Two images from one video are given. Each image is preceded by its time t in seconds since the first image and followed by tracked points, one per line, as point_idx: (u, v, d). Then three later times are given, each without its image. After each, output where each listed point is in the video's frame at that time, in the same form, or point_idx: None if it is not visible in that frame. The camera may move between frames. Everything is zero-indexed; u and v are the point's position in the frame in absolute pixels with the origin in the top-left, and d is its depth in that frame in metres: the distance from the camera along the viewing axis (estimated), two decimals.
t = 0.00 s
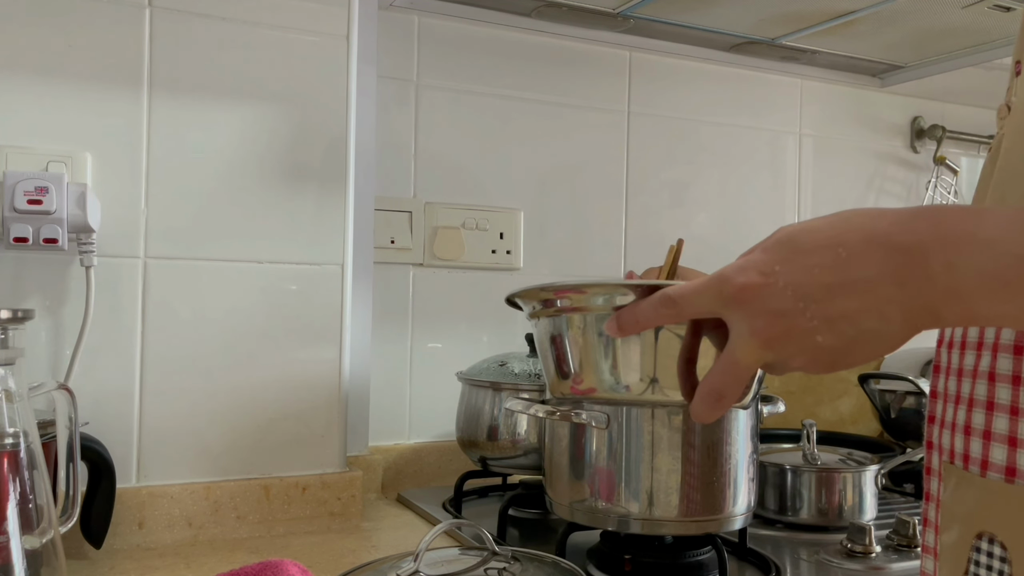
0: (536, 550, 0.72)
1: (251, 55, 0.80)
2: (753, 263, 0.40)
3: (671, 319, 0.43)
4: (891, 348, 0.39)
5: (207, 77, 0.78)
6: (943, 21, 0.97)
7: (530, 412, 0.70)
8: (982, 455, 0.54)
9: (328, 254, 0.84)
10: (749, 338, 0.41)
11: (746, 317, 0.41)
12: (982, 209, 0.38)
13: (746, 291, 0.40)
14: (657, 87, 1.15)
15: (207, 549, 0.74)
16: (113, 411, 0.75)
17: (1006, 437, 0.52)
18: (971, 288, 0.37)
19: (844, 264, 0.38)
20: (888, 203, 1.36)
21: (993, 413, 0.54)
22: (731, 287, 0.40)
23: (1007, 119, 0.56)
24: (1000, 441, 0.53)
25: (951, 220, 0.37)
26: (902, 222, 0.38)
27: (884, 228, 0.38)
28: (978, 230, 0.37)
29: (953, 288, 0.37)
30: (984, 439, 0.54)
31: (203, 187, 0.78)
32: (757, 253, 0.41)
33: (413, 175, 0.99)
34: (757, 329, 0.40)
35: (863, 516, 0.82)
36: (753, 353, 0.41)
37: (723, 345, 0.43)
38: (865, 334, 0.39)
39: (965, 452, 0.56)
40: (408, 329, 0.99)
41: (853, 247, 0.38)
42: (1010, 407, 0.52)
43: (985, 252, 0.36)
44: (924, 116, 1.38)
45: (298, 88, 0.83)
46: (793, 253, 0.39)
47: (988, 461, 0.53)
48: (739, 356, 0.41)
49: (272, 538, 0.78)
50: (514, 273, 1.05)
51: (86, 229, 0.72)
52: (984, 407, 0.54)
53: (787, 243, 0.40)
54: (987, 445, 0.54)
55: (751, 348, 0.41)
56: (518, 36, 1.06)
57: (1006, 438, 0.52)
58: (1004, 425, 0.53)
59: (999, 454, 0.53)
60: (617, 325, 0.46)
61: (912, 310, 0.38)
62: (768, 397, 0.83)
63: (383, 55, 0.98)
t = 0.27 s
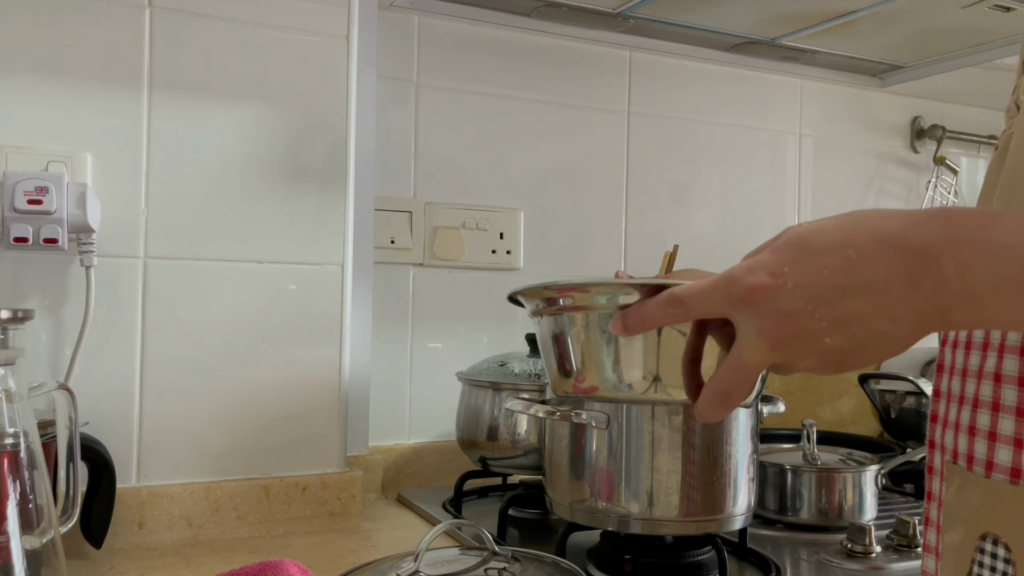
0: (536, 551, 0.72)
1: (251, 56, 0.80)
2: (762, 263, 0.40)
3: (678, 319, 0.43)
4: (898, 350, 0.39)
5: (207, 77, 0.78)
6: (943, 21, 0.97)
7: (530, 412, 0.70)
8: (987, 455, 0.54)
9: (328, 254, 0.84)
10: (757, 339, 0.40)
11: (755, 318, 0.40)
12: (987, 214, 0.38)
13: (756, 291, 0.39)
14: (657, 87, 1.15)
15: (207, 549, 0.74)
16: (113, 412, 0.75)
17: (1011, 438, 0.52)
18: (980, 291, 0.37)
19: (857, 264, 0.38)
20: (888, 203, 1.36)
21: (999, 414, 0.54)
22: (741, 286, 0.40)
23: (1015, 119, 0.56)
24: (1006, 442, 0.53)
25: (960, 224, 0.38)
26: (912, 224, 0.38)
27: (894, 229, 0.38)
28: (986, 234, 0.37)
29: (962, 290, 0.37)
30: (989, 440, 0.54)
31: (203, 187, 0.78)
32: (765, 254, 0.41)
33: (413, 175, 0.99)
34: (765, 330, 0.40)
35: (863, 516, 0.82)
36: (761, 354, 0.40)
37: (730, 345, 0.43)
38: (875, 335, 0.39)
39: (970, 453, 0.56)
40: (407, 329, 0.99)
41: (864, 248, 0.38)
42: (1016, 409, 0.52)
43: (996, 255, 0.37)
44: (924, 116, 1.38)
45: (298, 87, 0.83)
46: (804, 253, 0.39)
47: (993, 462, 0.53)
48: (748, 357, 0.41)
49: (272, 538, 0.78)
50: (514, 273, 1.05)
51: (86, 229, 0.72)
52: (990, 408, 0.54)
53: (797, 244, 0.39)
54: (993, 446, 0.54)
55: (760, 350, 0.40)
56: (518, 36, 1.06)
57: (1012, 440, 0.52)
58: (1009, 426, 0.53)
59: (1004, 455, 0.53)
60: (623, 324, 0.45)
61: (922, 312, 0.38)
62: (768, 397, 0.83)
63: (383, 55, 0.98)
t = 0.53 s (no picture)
0: (536, 551, 0.72)
1: (251, 56, 0.80)
2: (752, 259, 0.40)
3: (670, 310, 0.43)
4: (887, 347, 0.39)
5: (207, 77, 0.78)
6: (943, 22, 0.97)
7: (530, 412, 0.70)
8: (988, 455, 0.54)
9: (328, 254, 0.84)
10: (747, 333, 0.40)
11: (746, 313, 0.40)
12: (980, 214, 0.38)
13: (746, 286, 0.39)
14: (657, 87, 1.15)
15: (207, 549, 0.74)
16: (113, 412, 0.75)
17: (1011, 437, 0.52)
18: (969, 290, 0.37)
19: (845, 261, 0.37)
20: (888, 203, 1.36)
21: (1000, 413, 0.54)
22: (732, 280, 0.40)
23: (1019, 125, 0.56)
24: (1006, 442, 0.53)
25: (951, 221, 0.37)
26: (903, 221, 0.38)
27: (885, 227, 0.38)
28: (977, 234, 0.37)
29: (951, 289, 0.37)
30: (990, 439, 0.54)
31: (203, 187, 0.78)
32: (756, 249, 0.40)
33: (413, 175, 0.99)
34: (755, 325, 0.40)
35: (863, 516, 0.82)
36: (752, 348, 0.40)
37: (721, 338, 0.43)
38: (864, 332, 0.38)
39: (971, 452, 0.56)
40: (408, 329, 0.99)
41: (854, 244, 0.38)
42: (1016, 408, 0.52)
43: (986, 254, 0.36)
44: (925, 116, 1.38)
45: (298, 87, 0.83)
46: (793, 249, 0.39)
47: (993, 461, 0.53)
48: (738, 350, 0.41)
49: (272, 538, 0.78)
50: (514, 273, 1.05)
51: (86, 229, 0.72)
52: (992, 407, 0.54)
53: (787, 239, 0.39)
54: (994, 445, 0.54)
55: (749, 343, 0.40)
56: (518, 37, 1.06)
57: (1013, 439, 0.52)
58: (1009, 425, 0.53)
59: (1004, 454, 0.53)
60: (615, 314, 0.45)
61: (911, 310, 0.37)
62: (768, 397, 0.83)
63: (383, 55, 0.98)
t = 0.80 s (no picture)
0: (536, 550, 0.72)
1: (252, 56, 0.80)
2: (730, 260, 0.40)
3: (651, 312, 0.44)
4: (859, 347, 0.39)
5: (207, 77, 0.78)
6: (943, 22, 0.97)
7: (530, 412, 0.70)
8: (988, 453, 0.54)
9: (328, 255, 0.84)
10: (725, 332, 0.40)
11: (723, 313, 0.40)
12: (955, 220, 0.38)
13: (724, 287, 0.40)
14: (657, 86, 1.15)
15: (207, 549, 0.74)
16: (113, 411, 0.75)
17: (1011, 436, 0.52)
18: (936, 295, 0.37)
19: (818, 263, 0.38)
20: (888, 203, 1.36)
21: (1000, 411, 0.53)
22: (711, 281, 0.40)
23: (1023, 123, 0.55)
24: (1006, 440, 0.53)
25: (921, 224, 0.38)
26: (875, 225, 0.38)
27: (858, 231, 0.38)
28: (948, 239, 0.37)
29: (917, 293, 0.37)
30: (991, 437, 0.54)
31: (203, 187, 0.78)
32: (733, 250, 0.41)
33: (413, 175, 0.99)
34: (732, 324, 0.40)
35: (863, 516, 0.82)
36: (730, 347, 0.41)
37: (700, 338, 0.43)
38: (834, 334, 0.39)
39: (972, 450, 0.56)
40: (408, 329, 0.99)
41: (827, 247, 0.38)
42: (1016, 407, 0.52)
43: (954, 257, 0.37)
44: (925, 116, 1.38)
45: (298, 87, 0.83)
46: (770, 251, 0.39)
47: (994, 460, 0.53)
48: (717, 349, 0.41)
49: (272, 538, 0.78)
50: (514, 273, 1.05)
51: (86, 229, 0.72)
52: (992, 405, 0.54)
53: (764, 241, 0.40)
54: (994, 443, 0.54)
55: (728, 343, 0.41)
56: (518, 37, 1.06)
57: (1011, 437, 0.52)
58: (1009, 424, 0.53)
59: (1004, 453, 0.53)
60: (599, 315, 0.47)
61: (879, 311, 0.38)
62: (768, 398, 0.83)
63: (383, 55, 0.98)
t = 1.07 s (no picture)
0: (536, 550, 0.72)
1: (252, 56, 0.80)
2: (688, 285, 0.43)
3: (611, 335, 0.46)
4: (812, 368, 0.42)
5: (206, 77, 0.78)
6: (943, 22, 0.97)
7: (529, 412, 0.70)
8: (989, 451, 0.54)
9: (328, 255, 0.84)
10: (682, 355, 0.43)
11: (680, 335, 0.43)
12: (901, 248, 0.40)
13: (682, 309, 0.43)
14: (657, 87, 1.15)
15: (207, 549, 0.74)
16: (113, 412, 0.75)
17: (1012, 435, 0.53)
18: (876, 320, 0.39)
19: (768, 288, 0.41)
20: (888, 203, 1.36)
21: (1001, 410, 0.54)
22: (667, 304, 0.43)
23: None
24: (1006, 439, 0.53)
25: (867, 251, 0.40)
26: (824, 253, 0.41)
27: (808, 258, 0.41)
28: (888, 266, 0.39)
29: (859, 318, 0.40)
30: (992, 436, 0.54)
31: (203, 187, 0.78)
32: (693, 275, 0.44)
33: (413, 175, 0.99)
34: (688, 346, 0.43)
35: (863, 516, 0.82)
36: (686, 369, 0.43)
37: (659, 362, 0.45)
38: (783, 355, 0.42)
39: (973, 448, 0.56)
40: (408, 329, 0.99)
41: (778, 273, 0.41)
42: (1017, 405, 0.53)
43: (893, 282, 0.39)
44: (924, 116, 1.38)
45: (298, 87, 0.82)
46: (726, 276, 0.43)
47: (995, 458, 0.54)
48: (672, 372, 0.44)
49: (272, 538, 0.78)
50: (514, 273, 1.05)
51: (86, 229, 0.72)
52: (993, 404, 0.55)
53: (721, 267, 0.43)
54: (995, 442, 0.54)
55: (684, 364, 0.43)
56: (518, 37, 1.06)
57: (1012, 437, 0.53)
58: (1010, 422, 0.53)
59: (1004, 452, 0.53)
60: (560, 339, 0.47)
61: (826, 333, 0.41)
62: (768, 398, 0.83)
63: (383, 55, 0.98)
